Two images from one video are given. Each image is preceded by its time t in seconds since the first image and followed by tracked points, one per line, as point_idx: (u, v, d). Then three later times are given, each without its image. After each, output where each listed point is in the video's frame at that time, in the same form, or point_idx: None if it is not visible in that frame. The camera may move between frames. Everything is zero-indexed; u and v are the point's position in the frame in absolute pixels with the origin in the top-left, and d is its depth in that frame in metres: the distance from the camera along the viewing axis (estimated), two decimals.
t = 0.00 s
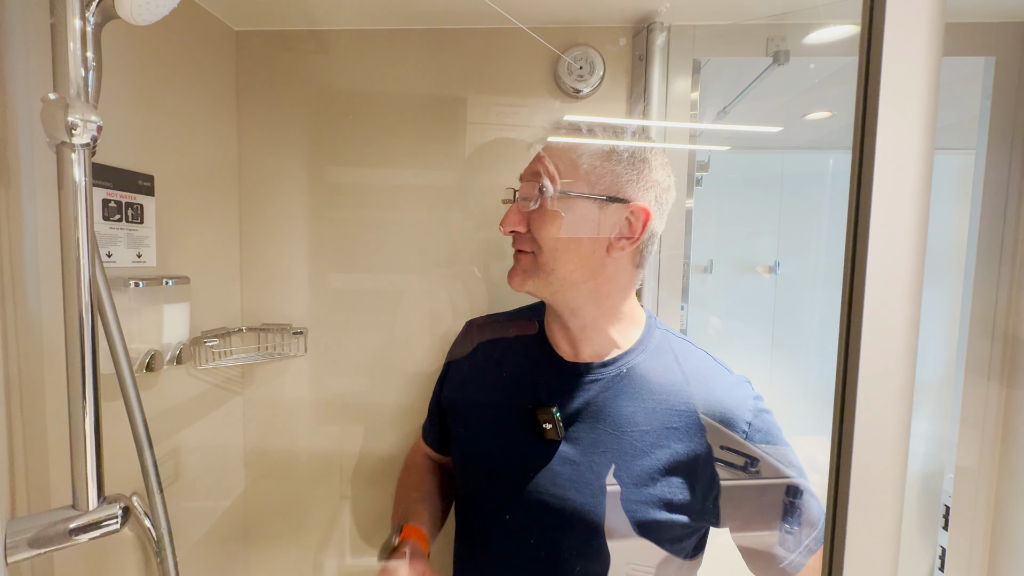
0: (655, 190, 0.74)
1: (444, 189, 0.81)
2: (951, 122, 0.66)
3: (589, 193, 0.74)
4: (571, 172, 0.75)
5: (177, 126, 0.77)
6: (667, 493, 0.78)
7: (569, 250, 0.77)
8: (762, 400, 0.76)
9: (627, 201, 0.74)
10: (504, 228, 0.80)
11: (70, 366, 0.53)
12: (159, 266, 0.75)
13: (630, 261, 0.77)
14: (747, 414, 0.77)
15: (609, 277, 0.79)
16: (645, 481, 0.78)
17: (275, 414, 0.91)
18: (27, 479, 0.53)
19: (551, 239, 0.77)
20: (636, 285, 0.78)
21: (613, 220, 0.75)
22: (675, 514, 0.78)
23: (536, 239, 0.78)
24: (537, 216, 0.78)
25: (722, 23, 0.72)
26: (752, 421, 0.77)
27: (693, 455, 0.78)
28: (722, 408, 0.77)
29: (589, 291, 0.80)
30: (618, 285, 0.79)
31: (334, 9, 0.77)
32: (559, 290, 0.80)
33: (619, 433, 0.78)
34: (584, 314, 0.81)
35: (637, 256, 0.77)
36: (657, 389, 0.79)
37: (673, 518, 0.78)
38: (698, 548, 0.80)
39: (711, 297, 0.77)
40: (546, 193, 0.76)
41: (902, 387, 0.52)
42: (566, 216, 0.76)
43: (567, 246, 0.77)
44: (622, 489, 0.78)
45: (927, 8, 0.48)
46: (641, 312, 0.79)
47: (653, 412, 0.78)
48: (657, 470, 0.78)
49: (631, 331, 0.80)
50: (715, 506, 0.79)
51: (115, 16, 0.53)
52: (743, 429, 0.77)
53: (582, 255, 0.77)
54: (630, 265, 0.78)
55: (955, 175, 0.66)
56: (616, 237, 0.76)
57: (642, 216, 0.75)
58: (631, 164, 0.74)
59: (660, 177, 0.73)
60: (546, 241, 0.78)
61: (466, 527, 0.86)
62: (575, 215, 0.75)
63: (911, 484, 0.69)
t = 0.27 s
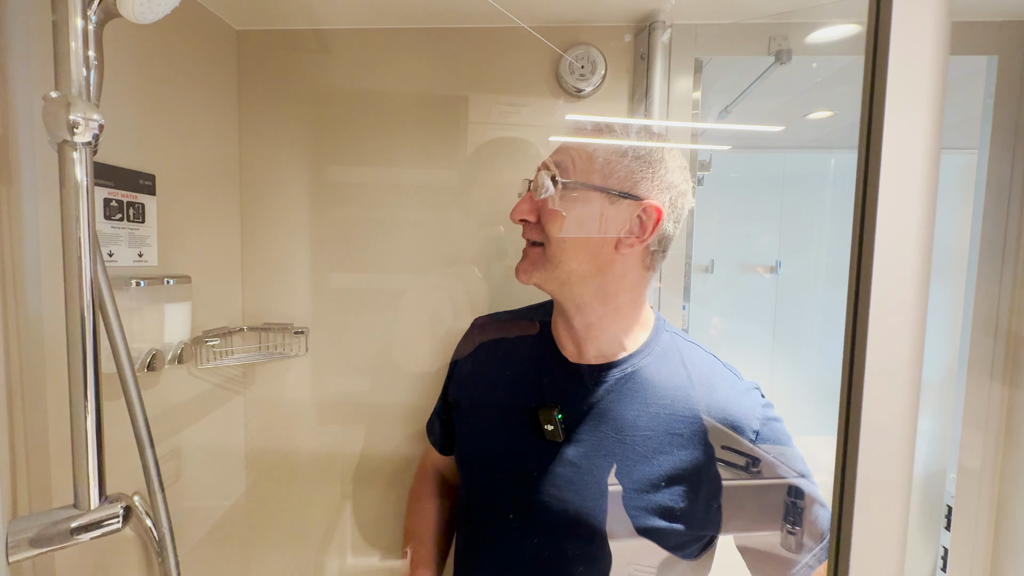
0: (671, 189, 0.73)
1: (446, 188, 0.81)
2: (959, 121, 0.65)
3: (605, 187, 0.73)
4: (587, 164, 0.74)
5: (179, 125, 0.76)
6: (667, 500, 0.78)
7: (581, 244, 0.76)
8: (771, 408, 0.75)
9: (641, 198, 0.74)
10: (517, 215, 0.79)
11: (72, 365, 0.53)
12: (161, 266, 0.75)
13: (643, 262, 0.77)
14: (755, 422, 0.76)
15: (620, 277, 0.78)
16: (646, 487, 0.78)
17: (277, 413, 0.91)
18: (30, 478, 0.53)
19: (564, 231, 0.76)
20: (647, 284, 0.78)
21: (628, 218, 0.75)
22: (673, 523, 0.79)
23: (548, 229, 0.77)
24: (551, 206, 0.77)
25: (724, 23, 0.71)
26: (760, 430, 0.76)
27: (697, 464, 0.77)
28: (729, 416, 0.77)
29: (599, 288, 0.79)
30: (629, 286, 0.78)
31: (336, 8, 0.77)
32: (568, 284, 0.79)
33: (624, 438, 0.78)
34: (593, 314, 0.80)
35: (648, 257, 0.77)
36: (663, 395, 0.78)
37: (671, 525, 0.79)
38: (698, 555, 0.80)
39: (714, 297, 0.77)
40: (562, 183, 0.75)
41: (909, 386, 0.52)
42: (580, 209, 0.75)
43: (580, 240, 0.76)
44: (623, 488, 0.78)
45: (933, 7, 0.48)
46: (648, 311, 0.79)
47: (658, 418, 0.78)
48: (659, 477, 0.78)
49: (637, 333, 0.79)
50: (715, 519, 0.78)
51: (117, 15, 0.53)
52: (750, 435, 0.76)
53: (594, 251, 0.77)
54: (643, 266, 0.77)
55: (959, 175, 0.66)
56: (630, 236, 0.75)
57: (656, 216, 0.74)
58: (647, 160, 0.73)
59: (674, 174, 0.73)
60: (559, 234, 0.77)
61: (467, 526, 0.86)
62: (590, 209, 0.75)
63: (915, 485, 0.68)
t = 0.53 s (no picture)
0: (689, 193, 0.73)
1: (446, 188, 0.81)
2: (959, 120, 0.65)
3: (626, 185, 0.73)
4: (608, 160, 0.74)
5: (180, 126, 0.77)
6: (668, 506, 0.78)
7: (597, 240, 0.76)
8: (778, 418, 0.75)
9: (660, 200, 0.73)
10: (533, 199, 0.78)
11: (74, 365, 0.53)
12: (162, 266, 0.75)
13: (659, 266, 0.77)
14: (761, 431, 0.76)
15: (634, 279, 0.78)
16: (648, 491, 0.78)
17: (278, 413, 0.91)
18: (31, 478, 0.53)
19: (580, 224, 0.76)
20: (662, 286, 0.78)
21: (646, 220, 0.74)
22: (672, 526, 0.79)
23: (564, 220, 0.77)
24: (570, 198, 0.76)
25: (725, 23, 0.71)
26: (766, 439, 0.76)
27: (700, 470, 0.78)
28: (735, 423, 0.77)
29: (610, 287, 0.79)
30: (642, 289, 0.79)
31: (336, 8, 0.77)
32: (579, 281, 0.80)
33: (628, 442, 0.78)
34: (602, 313, 0.81)
35: (660, 261, 0.77)
36: (670, 401, 0.78)
37: (670, 531, 0.79)
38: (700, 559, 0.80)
39: (715, 297, 0.77)
40: (583, 175, 0.75)
41: (913, 386, 0.52)
42: (599, 205, 0.75)
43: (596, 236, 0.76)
44: (625, 489, 0.78)
45: (937, 7, 0.48)
46: (655, 312, 0.79)
47: (663, 424, 0.78)
48: (660, 480, 0.78)
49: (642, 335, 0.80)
50: (715, 526, 0.79)
51: (119, 15, 0.53)
52: (757, 440, 0.76)
53: (610, 249, 0.77)
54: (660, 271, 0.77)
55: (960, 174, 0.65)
56: (647, 239, 0.75)
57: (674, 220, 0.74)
58: (668, 159, 0.73)
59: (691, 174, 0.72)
60: (575, 227, 0.77)
61: (469, 526, 0.86)
62: (608, 205, 0.74)
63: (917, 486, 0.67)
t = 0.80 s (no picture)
0: (724, 201, 0.73)
1: (447, 189, 0.81)
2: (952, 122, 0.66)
3: (667, 189, 0.73)
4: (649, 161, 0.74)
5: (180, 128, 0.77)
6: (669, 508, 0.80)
7: (632, 241, 0.76)
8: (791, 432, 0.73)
9: (697, 211, 0.74)
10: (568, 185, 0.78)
11: (76, 367, 0.53)
12: (163, 268, 0.75)
13: (687, 278, 0.77)
14: (773, 444, 0.75)
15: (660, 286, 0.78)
16: (649, 493, 0.80)
17: (278, 415, 0.91)
18: (32, 480, 0.53)
19: (616, 220, 0.76)
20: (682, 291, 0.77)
21: (680, 229, 0.75)
22: (672, 526, 0.80)
23: (601, 215, 0.77)
24: (611, 193, 0.76)
25: (725, 24, 0.71)
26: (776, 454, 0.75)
27: (703, 475, 0.78)
28: (748, 428, 0.77)
29: (633, 289, 0.79)
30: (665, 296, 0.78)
31: (337, 10, 0.77)
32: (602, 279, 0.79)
33: (632, 445, 0.79)
34: (621, 315, 0.80)
35: (685, 271, 0.77)
36: (677, 405, 0.79)
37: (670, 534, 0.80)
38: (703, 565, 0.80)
39: (716, 298, 0.76)
40: (625, 172, 0.75)
41: (914, 386, 0.52)
42: (639, 205, 0.75)
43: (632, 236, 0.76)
44: (625, 490, 0.80)
45: (935, 9, 0.48)
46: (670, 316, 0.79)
47: (668, 427, 0.79)
48: (659, 480, 0.80)
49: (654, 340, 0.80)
50: (714, 532, 0.79)
51: (121, 18, 0.53)
52: (773, 443, 0.75)
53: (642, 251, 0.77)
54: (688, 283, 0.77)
55: (959, 178, 0.66)
56: (679, 249, 0.76)
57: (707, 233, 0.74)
58: (706, 166, 0.73)
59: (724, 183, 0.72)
60: (613, 224, 0.76)
61: (471, 525, 0.87)
62: (646, 206, 0.75)
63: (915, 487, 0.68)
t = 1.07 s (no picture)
0: (730, 199, 0.73)
1: (446, 189, 0.81)
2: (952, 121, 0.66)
3: (672, 187, 0.74)
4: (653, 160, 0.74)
5: (179, 128, 0.77)
6: (669, 508, 0.81)
7: (638, 240, 0.76)
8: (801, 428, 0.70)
9: (702, 208, 0.74)
10: (569, 187, 0.78)
11: (75, 367, 0.53)
12: (163, 268, 0.76)
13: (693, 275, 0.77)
14: (784, 443, 0.74)
15: (667, 285, 0.78)
16: (650, 493, 0.81)
17: (278, 415, 0.91)
18: (32, 480, 0.53)
19: (621, 220, 0.76)
20: (691, 291, 0.77)
21: (686, 226, 0.75)
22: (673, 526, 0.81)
23: (605, 215, 0.77)
24: (614, 194, 0.76)
25: (725, 24, 0.71)
26: (789, 452, 0.73)
27: (703, 475, 0.79)
28: (758, 432, 0.76)
29: (641, 289, 0.79)
30: (673, 294, 0.78)
31: (335, 10, 0.77)
32: (608, 279, 0.79)
33: (632, 445, 0.80)
34: (627, 314, 0.80)
35: (692, 269, 0.77)
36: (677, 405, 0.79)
37: (670, 534, 0.81)
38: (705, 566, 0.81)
39: (716, 299, 0.76)
40: (628, 171, 0.75)
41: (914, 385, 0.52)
42: (643, 204, 0.75)
43: (638, 235, 0.76)
44: (625, 489, 0.81)
45: (935, 8, 0.48)
46: (680, 317, 0.79)
47: (668, 427, 0.79)
48: (659, 480, 0.80)
49: (665, 340, 0.80)
50: (714, 533, 0.80)
51: (120, 18, 0.54)
52: (780, 451, 0.74)
53: (649, 250, 0.77)
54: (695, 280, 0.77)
55: (960, 177, 0.66)
56: (686, 246, 0.76)
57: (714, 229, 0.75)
58: (710, 164, 0.73)
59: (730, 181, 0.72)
60: (617, 224, 0.77)
61: (470, 525, 0.87)
62: (651, 205, 0.75)
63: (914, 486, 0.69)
